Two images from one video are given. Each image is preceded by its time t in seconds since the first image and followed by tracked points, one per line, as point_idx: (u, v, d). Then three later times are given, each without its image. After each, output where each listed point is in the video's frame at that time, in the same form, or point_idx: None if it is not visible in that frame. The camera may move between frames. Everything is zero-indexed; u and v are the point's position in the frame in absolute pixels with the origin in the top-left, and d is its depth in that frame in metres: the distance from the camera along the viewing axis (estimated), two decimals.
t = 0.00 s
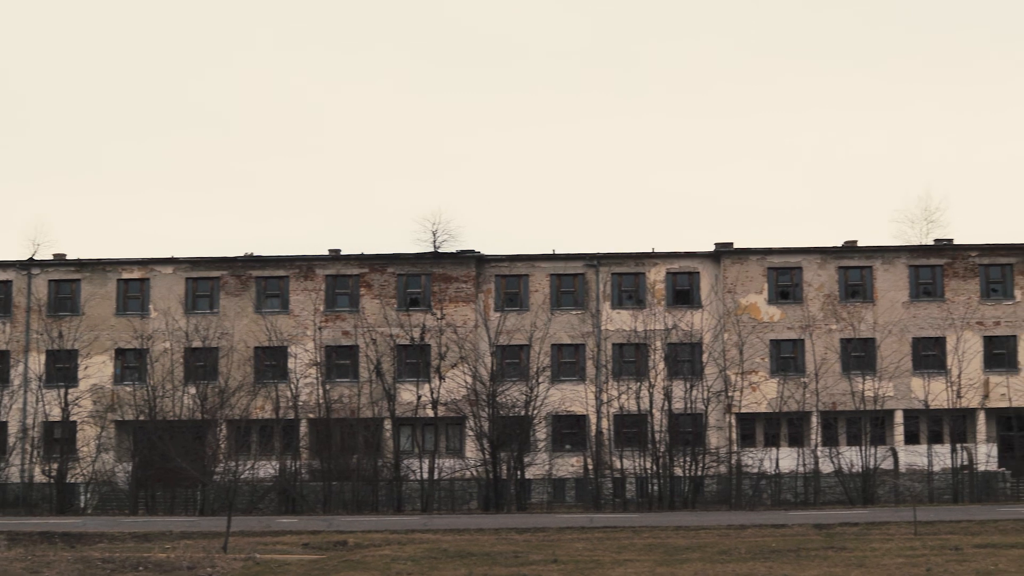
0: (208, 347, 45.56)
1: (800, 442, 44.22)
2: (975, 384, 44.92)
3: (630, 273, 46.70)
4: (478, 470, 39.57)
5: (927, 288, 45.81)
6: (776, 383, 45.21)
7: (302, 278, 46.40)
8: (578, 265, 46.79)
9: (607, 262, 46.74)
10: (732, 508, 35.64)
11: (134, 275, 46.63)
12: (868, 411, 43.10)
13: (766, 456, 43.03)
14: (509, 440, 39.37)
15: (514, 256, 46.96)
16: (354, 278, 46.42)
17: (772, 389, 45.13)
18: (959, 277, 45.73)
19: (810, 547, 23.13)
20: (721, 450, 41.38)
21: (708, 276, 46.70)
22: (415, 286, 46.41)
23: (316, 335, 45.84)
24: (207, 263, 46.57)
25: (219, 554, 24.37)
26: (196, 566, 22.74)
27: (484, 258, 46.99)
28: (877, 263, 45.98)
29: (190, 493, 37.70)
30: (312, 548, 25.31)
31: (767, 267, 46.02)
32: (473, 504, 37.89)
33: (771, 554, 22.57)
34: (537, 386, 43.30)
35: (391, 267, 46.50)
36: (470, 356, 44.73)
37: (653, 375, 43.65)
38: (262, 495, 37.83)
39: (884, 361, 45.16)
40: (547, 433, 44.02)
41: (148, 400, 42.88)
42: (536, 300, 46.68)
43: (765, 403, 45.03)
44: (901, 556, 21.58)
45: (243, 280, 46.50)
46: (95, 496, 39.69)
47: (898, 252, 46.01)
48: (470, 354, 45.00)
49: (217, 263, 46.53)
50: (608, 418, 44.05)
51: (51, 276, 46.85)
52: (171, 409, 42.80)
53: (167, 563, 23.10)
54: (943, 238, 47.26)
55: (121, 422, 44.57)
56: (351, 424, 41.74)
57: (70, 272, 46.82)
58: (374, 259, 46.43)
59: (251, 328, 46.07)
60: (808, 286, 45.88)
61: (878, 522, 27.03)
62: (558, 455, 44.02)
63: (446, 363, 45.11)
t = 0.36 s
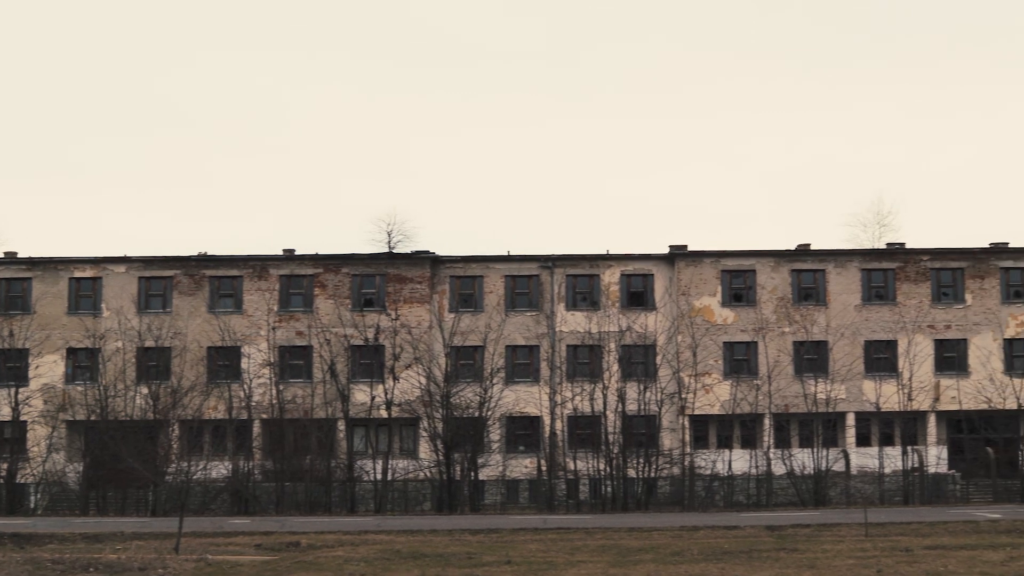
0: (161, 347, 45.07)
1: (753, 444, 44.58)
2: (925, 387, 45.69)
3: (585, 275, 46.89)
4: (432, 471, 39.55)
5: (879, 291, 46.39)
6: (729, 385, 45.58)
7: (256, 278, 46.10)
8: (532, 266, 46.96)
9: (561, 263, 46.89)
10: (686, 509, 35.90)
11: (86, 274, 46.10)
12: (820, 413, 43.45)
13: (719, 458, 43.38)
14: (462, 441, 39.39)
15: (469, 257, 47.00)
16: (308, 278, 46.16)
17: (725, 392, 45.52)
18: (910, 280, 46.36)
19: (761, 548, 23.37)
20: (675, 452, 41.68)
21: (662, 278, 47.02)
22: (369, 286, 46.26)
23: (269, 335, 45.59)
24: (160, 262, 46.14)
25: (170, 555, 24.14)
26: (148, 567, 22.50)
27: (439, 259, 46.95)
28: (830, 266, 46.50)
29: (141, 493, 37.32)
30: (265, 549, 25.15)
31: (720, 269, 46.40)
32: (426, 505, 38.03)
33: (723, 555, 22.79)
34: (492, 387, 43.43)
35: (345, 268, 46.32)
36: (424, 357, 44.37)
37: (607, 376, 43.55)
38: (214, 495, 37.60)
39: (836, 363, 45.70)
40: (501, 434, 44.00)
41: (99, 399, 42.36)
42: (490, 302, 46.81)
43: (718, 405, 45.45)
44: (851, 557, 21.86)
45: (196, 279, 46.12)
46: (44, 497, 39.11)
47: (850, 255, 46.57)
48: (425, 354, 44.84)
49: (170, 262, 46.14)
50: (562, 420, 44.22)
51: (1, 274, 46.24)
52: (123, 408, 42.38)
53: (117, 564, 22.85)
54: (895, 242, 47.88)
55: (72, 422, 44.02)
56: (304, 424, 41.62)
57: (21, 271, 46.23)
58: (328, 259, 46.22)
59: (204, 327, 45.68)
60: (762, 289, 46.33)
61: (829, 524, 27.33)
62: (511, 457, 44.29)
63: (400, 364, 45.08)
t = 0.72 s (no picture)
0: (115, 347, 44.62)
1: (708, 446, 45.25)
2: (880, 390, 46.22)
3: (542, 276, 47.07)
4: (388, 472, 39.54)
5: (834, 294, 46.97)
6: (685, 387, 45.90)
7: (212, 278, 45.80)
8: (490, 267, 47.09)
9: (519, 265, 47.03)
10: (642, 510, 36.20)
11: (41, 272, 45.58)
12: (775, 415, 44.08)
13: (675, 460, 43.61)
14: (420, 442, 39.44)
15: (426, 258, 46.97)
16: (265, 278, 45.94)
17: (682, 393, 45.78)
18: (865, 283, 46.95)
19: (717, 550, 23.55)
20: (631, 454, 42.10)
21: (619, 280, 47.26)
22: (326, 287, 46.10)
23: (225, 335, 45.30)
24: (115, 262, 45.72)
25: (124, 556, 23.94)
26: (102, 568, 22.27)
27: (397, 259, 46.89)
28: (786, 269, 47.00)
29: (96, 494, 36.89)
30: (220, 550, 25.00)
31: (677, 272, 46.76)
32: (383, 506, 37.74)
33: (678, 556, 22.96)
34: (449, 388, 43.69)
35: (301, 268, 46.14)
36: (381, 358, 44.45)
37: (563, 377, 44.03)
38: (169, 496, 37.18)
39: (792, 366, 46.16)
40: (457, 434, 44.13)
41: (53, 399, 41.89)
42: (447, 302, 46.83)
43: (674, 407, 45.67)
44: (806, 559, 22.04)
45: (152, 279, 45.73)
46: None
47: (806, 258, 47.08)
48: (381, 355, 44.89)
49: (126, 262, 45.73)
50: (519, 421, 43.96)
51: None
52: (77, 409, 41.96)
53: (70, 565, 22.64)
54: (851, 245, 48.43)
55: (25, 423, 43.46)
56: (259, 424, 41.36)
57: None
58: (285, 259, 46.01)
59: (160, 327, 45.33)
60: (718, 291, 46.73)
61: (784, 526, 27.59)
62: (468, 458, 44.01)
63: (357, 364, 44.92)
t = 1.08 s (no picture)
0: (69, 347, 44.19)
1: (663, 447, 45.52)
2: (834, 392, 46.85)
3: (499, 278, 47.23)
4: (344, 473, 39.81)
5: (790, 296, 47.56)
6: (641, 388, 46.31)
7: (168, 278, 45.46)
8: (447, 268, 47.13)
9: (476, 266, 47.16)
10: (598, 511, 36.55)
11: None
12: (731, 417, 44.54)
13: (631, 461, 44.00)
14: (376, 444, 39.52)
15: (384, 259, 46.94)
16: (221, 278, 45.67)
17: (638, 395, 46.22)
18: (821, 287, 47.54)
19: (672, 551, 23.84)
20: (587, 456, 42.47)
21: (576, 283, 47.47)
22: (283, 287, 45.94)
23: (181, 335, 44.93)
24: (69, 261, 45.24)
25: (77, 558, 23.78)
26: (54, 570, 22.13)
27: (355, 260, 46.84)
28: (743, 272, 47.49)
29: (48, 496, 36.54)
30: (174, 552, 24.90)
31: (634, 274, 47.12)
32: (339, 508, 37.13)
33: (634, 558, 23.19)
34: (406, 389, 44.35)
35: (258, 268, 45.95)
36: (337, 358, 44.69)
37: (519, 379, 44.46)
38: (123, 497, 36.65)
39: (747, 368, 46.72)
40: (414, 436, 44.86)
41: (5, 399, 41.41)
42: (405, 303, 46.82)
43: (630, 409, 46.12)
44: (760, 560, 22.34)
45: (107, 278, 45.28)
46: None
47: (762, 261, 47.60)
48: (338, 356, 44.97)
49: (80, 261, 45.26)
50: (476, 422, 44.62)
51: None
52: (30, 409, 41.72)
53: (22, 566, 22.40)
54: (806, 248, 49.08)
55: None
56: (215, 425, 41.17)
57: None
58: (242, 259, 45.81)
59: (114, 327, 44.88)
60: (675, 293, 47.14)
61: (740, 526, 27.93)
62: (425, 459, 44.47)
63: (313, 365, 44.84)
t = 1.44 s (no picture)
0: (22, 346, 43.74)
1: (618, 448, 45.80)
2: (789, 394, 47.50)
3: (456, 278, 47.34)
4: (298, 473, 39.73)
5: (746, 299, 48.12)
6: (597, 390, 46.64)
7: (123, 277, 45.05)
8: (404, 269, 47.10)
9: (432, 267, 47.22)
10: (553, 512, 36.77)
11: None
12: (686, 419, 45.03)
13: (586, 462, 44.13)
14: (331, 444, 39.48)
15: (340, 259, 46.89)
16: (176, 277, 45.34)
17: (593, 396, 46.52)
18: (776, 289, 48.19)
19: (627, 552, 24.10)
20: (542, 456, 42.68)
21: (532, 284, 47.75)
22: (238, 287, 45.70)
23: (135, 334, 44.57)
24: (22, 259, 44.68)
25: (28, 558, 23.58)
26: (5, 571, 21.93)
27: (311, 259, 46.71)
28: (698, 274, 48.03)
29: None
30: (127, 552, 24.72)
31: (590, 275, 47.41)
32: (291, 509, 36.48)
33: (589, 559, 23.40)
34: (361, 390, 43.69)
35: (214, 267, 45.67)
36: (293, 358, 44.28)
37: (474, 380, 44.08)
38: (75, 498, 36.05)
39: (703, 370, 47.23)
40: (369, 436, 44.35)
41: None
42: (361, 304, 46.81)
43: (586, 409, 46.37)
44: (714, 561, 22.63)
45: (60, 277, 44.75)
46: None
47: (718, 264, 48.14)
48: (293, 356, 44.65)
49: (33, 259, 44.71)
50: (431, 424, 44.64)
51: None
52: None
53: None
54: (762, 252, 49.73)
55: None
56: (170, 425, 40.87)
57: None
58: (198, 258, 45.54)
59: (68, 326, 44.46)
60: (631, 295, 47.52)
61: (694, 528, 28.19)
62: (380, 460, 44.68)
63: (268, 365, 44.67)
